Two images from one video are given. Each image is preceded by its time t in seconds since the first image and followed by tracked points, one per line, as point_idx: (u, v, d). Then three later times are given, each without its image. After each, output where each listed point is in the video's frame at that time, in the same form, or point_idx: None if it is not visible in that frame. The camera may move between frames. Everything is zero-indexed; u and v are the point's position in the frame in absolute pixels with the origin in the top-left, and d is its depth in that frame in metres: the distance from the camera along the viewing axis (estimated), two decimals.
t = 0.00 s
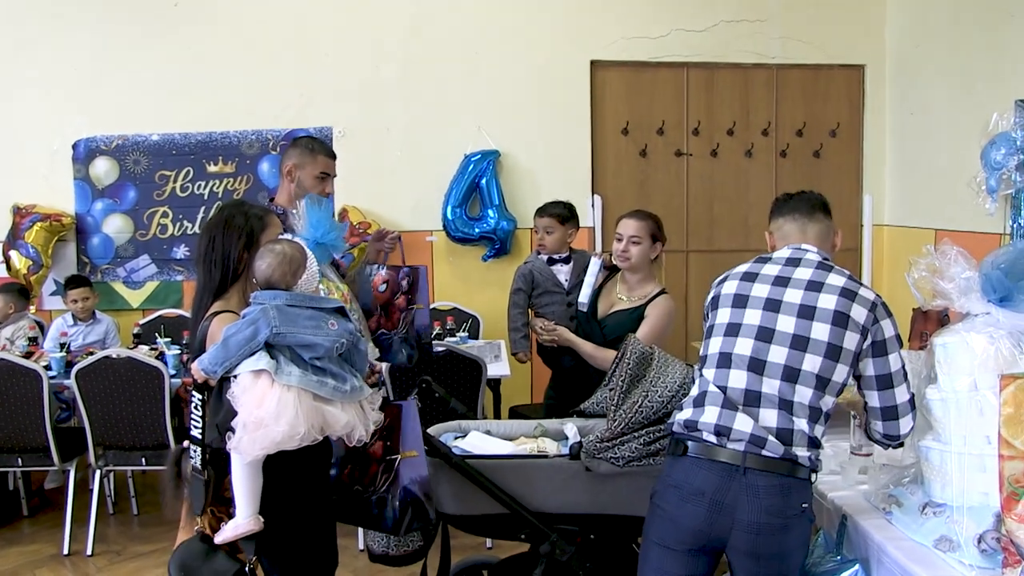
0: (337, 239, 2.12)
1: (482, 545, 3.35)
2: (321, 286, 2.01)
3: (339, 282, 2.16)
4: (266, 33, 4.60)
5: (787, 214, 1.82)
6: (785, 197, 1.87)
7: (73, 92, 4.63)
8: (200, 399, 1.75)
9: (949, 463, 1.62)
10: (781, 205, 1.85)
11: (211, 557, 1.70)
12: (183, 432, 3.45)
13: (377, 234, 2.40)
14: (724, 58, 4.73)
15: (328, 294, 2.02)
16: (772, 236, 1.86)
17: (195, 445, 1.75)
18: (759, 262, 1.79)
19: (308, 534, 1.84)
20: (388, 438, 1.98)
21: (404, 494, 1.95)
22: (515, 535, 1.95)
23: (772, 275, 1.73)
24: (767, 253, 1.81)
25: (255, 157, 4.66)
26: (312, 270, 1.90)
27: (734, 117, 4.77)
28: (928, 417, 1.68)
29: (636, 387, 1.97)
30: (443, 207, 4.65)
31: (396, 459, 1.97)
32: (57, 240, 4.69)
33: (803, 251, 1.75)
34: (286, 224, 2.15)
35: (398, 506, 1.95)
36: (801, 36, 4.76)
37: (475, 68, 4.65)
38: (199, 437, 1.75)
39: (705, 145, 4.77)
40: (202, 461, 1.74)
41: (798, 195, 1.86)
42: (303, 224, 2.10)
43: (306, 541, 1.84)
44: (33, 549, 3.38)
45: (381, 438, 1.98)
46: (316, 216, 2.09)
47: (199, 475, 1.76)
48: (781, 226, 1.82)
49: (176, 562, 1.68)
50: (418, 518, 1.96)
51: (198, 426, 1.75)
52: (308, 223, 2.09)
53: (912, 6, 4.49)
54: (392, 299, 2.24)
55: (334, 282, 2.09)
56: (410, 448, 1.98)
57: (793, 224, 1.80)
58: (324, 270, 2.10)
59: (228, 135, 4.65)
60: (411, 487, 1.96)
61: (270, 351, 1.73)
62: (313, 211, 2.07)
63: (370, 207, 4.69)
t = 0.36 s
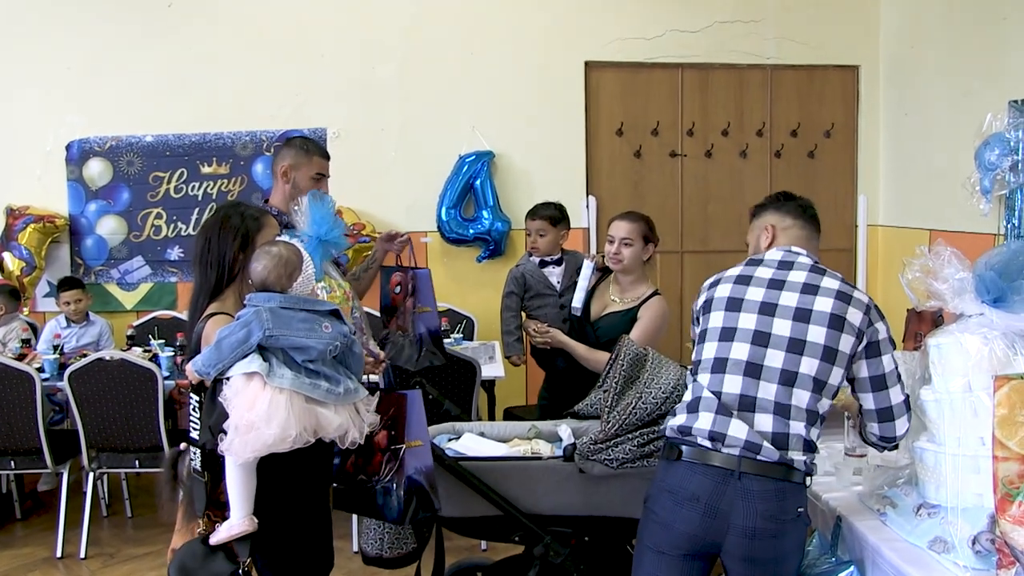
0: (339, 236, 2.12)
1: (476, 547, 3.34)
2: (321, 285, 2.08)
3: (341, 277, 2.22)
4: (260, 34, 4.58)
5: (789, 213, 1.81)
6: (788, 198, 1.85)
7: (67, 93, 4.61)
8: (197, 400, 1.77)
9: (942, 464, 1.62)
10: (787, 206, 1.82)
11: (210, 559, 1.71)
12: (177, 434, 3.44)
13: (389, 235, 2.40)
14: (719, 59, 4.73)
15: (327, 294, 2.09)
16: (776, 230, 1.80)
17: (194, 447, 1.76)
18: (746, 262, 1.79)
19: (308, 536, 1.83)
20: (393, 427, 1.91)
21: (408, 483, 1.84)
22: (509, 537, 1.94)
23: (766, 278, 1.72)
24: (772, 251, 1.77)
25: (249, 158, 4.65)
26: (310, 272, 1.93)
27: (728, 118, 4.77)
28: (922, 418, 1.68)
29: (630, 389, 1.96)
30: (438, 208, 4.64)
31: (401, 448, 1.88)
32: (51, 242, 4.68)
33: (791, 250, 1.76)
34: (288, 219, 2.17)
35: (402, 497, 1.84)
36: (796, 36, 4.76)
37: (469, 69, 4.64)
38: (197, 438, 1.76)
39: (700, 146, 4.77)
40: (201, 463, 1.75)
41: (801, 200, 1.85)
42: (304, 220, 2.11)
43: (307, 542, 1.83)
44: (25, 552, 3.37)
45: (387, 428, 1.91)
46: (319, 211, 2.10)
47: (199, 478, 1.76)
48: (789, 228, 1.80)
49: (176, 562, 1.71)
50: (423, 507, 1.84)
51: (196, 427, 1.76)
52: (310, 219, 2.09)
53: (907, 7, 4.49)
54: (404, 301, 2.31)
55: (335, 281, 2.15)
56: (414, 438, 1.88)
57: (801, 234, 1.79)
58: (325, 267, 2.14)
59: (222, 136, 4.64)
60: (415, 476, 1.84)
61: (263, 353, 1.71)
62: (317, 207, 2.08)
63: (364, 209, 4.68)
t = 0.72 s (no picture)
0: (356, 225, 2.12)
1: (482, 545, 3.34)
2: (334, 274, 2.14)
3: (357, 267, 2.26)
4: (266, 31, 4.58)
5: (773, 192, 1.77)
6: (770, 174, 1.80)
7: (72, 90, 4.62)
8: (198, 402, 1.74)
9: (950, 461, 1.62)
10: (768, 184, 1.78)
11: (205, 565, 1.72)
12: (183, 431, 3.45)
13: (400, 230, 2.36)
14: (725, 55, 4.71)
15: (341, 282, 2.14)
16: (762, 209, 1.76)
17: (189, 451, 1.74)
18: (730, 245, 1.70)
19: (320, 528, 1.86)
20: (411, 412, 1.89)
21: (422, 469, 1.83)
22: (515, 534, 1.93)
23: (765, 269, 1.65)
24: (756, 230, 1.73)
25: (254, 155, 4.65)
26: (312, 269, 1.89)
27: (734, 115, 4.75)
28: (932, 416, 1.67)
29: (635, 385, 1.97)
30: (444, 206, 4.64)
31: (417, 433, 1.86)
32: (57, 239, 4.69)
33: (776, 232, 1.72)
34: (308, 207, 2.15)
35: (414, 483, 1.83)
36: (802, 33, 4.74)
37: (474, 65, 4.63)
38: (195, 442, 1.74)
39: (705, 143, 4.75)
40: (195, 467, 1.73)
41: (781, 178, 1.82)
42: (321, 208, 2.10)
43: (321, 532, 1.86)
44: (32, 549, 3.38)
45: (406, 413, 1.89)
46: (335, 198, 2.09)
47: (195, 481, 1.74)
48: (774, 209, 1.76)
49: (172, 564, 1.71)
50: (436, 493, 1.83)
51: (194, 431, 1.74)
52: (328, 207, 2.09)
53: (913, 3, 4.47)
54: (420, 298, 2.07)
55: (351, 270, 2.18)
56: (432, 424, 1.86)
57: (783, 216, 1.77)
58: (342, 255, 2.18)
59: (227, 133, 4.64)
60: (431, 463, 1.83)
61: (267, 350, 1.71)
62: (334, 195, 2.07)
63: (369, 206, 4.68)
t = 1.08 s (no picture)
0: (368, 224, 2.15)
1: (487, 547, 3.34)
2: (348, 274, 2.16)
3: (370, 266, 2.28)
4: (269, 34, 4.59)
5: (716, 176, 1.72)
6: (711, 153, 1.73)
7: (77, 94, 4.63)
8: (206, 406, 1.76)
9: (954, 463, 1.62)
10: (709, 166, 1.71)
11: (220, 568, 1.75)
12: (187, 433, 3.45)
13: (412, 231, 2.38)
14: (729, 58, 4.71)
15: (354, 282, 2.16)
16: (704, 195, 1.71)
17: (200, 454, 1.75)
18: (711, 252, 1.63)
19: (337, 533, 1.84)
20: (446, 391, 1.89)
21: (458, 448, 1.83)
22: (520, 537, 1.95)
23: (747, 276, 1.64)
24: (712, 224, 1.69)
25: (258, 158, 4.66)
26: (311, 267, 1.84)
27: (738, 117, 4.75)
28: (936, 417, 1.67)
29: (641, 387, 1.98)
30: (448, 208, 4.64)
31: (453, 412, 1.87)
32: (61, 242, 4.70)
33: (727, 224, 1.70)
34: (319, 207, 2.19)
35: (449, 462, 1.83)
36: (805, 34, 4.74)
37: (478, 68, 4.64)
38: (206, 446, 1.75)
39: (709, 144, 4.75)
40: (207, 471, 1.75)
41: (721, 157, 1.75)
42: (332, 207, 2.13)
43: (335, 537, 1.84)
44: (38, 552, 3.38)
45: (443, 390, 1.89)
46: (347, 198, 2.14)
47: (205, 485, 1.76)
48: (716, 193, 1.71)
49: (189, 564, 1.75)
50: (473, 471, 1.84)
51: (204, 435, 1.75)
52: (339, 207, 2.12)
53: (917, 4, 4.47)
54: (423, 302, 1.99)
55: (364, 269, 2.21)
56: (467, 403, 1.86)
57: (725, 200, 1.72)
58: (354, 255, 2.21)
59: (231, 136, 4.65)
60: (466, 442, 1.84)
61: (272, 349, 1.72)
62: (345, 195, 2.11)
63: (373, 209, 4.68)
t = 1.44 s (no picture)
0: (369, 224, 2.22)
1: (490, 548, 3.35)
2: (352, 276, 2.22)
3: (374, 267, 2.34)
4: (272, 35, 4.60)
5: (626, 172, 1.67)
6: (617, 146, 1.69)
7: (78, 95, 4.64)
8: (221, 411, 1.80)
9: (958, 463, 1.62)
10: (618, 161, 1.66)
11: (246, 568, 1.79)
12: (189, 435, 3.45)
13: (411, 234, 2.47)
14: (731, 58, 4.71)
15: (359, 284, 2.23)
16: (612, 193, 1.66)
17: (220, 459, 1.80)
18: (652, 268, 1.58)
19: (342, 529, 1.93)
20: (480, 390, 1.93)
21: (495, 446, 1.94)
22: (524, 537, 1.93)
23: (688, 283, 1.62)
24: (633, 230, 1.65)
25: (261, 159, 4.67)
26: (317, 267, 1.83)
27: (740, 118, 4.76)
28: (940, 417, 1.67)
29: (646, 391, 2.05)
30: (450, 209, 4.65)
31: (487, 412, 1.94)
32: (64, 243, 4.71)
33: (649, 228, 1.66)
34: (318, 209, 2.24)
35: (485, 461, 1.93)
36: (808, 35, 4.74)
37: (480, 69, 4.64)
38: (224, 451, 1.80)
39: (712, 145, 4.76)
40: (229, 475, 1.79)
41: (629, 149, 1.70)
42: (333, 208, 2.18)
43: (343, 535, 1.93)
44: (40, 553, 3.39)
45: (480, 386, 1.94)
46: (348, 199, 2.18)
47: (226, 488, 1.80)
48: (627, 190, 1.67)
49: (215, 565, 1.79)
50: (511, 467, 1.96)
51: (223, 439, 1.80)
52: (340, 209, 2.17)
53: (919, 4, 4.47)
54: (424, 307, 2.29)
55: (368, 269, 2.28)
56: (503, 401, 1.95)
57: (638, 196, 1.68)
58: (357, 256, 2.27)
59: (233, 138, 4.65)
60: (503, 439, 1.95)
61: (284, 352, 1.73)
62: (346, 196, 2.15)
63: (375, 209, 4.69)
